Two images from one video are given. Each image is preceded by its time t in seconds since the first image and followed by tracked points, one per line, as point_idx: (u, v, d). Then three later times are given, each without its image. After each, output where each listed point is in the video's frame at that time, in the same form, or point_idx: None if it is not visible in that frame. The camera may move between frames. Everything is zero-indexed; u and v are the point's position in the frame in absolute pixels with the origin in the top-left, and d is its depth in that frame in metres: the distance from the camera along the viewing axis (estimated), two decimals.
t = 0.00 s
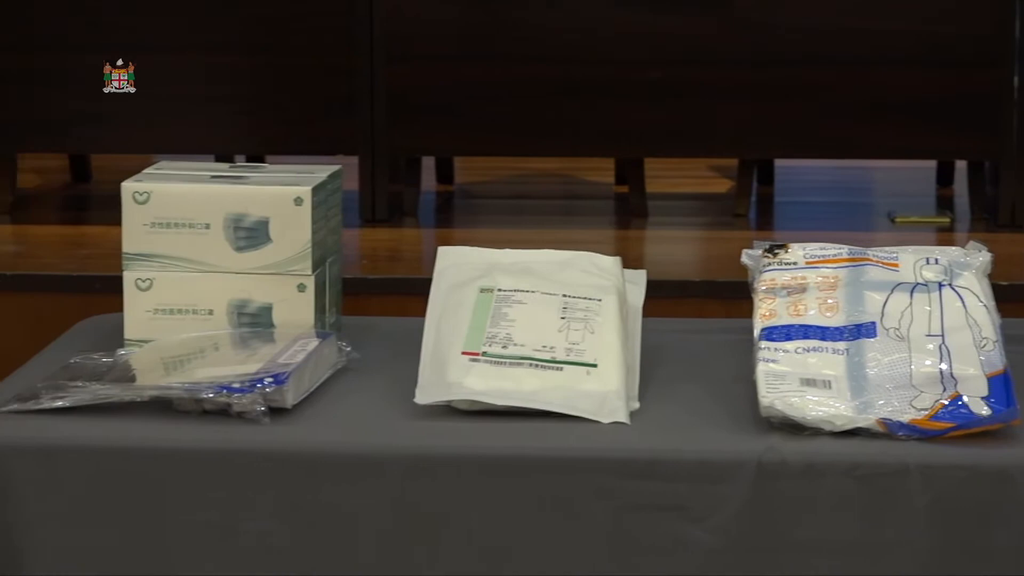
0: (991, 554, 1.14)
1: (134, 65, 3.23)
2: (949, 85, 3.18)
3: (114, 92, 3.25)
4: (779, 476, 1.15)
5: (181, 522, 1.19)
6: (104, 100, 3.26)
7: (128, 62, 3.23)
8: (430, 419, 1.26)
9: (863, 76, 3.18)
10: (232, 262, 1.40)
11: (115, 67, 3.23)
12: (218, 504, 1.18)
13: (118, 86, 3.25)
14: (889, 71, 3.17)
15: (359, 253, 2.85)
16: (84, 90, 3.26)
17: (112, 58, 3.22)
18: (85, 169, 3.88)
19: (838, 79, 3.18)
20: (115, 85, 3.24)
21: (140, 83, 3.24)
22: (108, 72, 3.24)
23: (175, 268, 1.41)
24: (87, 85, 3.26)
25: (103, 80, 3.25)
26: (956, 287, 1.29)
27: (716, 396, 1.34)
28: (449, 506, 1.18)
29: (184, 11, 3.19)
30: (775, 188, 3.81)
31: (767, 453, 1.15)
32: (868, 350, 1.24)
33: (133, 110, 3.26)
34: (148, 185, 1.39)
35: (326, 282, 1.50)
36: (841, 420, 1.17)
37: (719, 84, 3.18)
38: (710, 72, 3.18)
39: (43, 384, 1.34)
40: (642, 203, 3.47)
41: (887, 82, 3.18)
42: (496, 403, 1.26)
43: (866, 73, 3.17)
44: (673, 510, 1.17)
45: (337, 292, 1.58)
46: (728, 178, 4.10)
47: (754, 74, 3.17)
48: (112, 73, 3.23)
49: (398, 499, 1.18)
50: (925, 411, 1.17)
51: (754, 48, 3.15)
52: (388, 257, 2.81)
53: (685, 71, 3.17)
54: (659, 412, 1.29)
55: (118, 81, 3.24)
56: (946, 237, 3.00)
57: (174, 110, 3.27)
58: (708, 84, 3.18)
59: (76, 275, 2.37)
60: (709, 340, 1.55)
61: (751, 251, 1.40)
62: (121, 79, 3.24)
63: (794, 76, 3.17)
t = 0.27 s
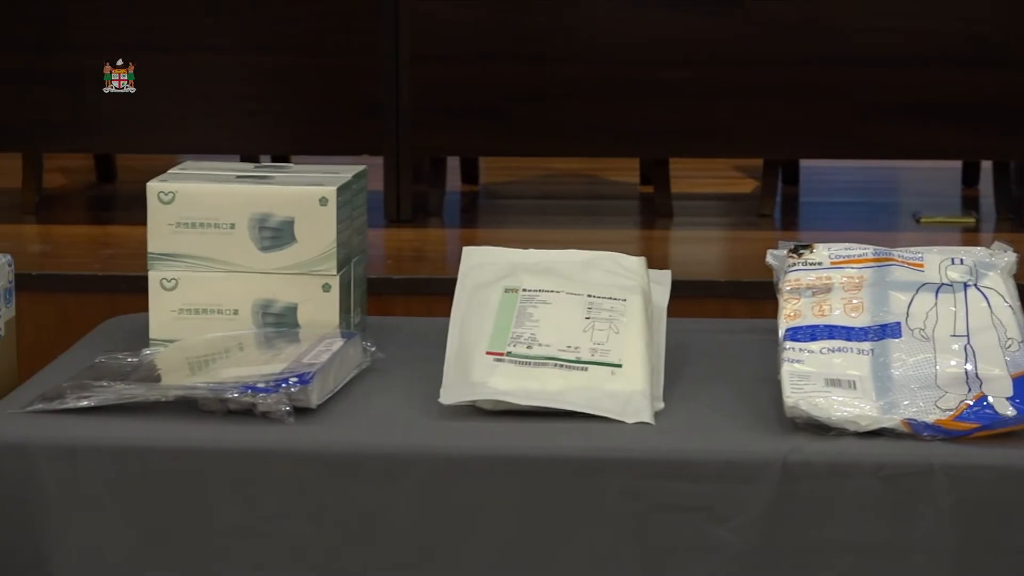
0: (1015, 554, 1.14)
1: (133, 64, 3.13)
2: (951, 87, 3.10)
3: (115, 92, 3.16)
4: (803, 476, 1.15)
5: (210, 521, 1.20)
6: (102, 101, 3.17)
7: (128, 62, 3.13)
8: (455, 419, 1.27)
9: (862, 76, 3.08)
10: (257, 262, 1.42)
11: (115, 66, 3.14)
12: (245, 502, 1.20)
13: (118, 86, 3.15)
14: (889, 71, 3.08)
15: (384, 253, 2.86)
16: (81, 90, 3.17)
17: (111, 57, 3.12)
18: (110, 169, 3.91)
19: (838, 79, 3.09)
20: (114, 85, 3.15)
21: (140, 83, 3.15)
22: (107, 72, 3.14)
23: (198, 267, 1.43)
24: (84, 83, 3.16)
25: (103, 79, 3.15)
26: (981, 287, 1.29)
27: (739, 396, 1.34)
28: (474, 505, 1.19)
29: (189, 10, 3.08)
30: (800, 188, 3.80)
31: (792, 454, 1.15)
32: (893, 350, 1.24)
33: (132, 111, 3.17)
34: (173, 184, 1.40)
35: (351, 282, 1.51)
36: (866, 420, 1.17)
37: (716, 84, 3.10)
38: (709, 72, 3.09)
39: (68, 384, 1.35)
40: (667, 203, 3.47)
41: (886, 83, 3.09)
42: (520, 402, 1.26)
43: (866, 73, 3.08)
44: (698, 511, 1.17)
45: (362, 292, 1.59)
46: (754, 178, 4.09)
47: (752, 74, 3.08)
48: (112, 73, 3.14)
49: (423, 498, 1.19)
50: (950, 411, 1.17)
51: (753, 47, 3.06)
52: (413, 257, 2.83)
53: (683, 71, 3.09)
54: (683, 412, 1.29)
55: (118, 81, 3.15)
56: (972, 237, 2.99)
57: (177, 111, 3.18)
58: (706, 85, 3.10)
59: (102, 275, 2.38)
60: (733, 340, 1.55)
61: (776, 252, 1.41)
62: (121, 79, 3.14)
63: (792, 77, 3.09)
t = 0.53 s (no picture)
0: None
1: (133, 65, 3.12)
2: (953, 87, 3.09)
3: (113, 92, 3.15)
4: (820, 477, 1.15)
5: (227, 521, 1.21)
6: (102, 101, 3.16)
7: (128, 62, 3.12)
8: (472, 419, 1.27)
9: (862, 76, 3.08)
10: (275, 262, 1.43)
11: (115, 67, 3.13)
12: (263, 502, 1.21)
13: (118, 86, 3.14)
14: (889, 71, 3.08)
15: (401, 254, 2.88)
16: (82, 92, 3.16)
17: (111, 58, 3.11)
18: (127, 169, 3.95)
19: (838, 79, 3.08)
20: (114, 85, 3.14)
21: (140, 83, 3.14)
22: (107, 72, 3.13)
23: (214, 269, 1.44)
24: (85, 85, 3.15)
25: (102, 80, 3.14)
26: (998, 287, 1.29)
27: (755, 397, 1.34)
28: (490, 506, 1.19)
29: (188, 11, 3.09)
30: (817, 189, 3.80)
31: (809, 454, 1.16)
32: (910, 351, 1.24)
33: (133, 111, 3.16)
34: (190, 185, 1.41)
35: (367, 283, 1.52)
36: (883, 421, 1.18)
37: (716, 84, 3.09)
38: (709, 72, 3.08)
39: (85, 384, 1.37)
40: (683, 204, 3.46)
41: (886, 83, 3.08)
42: (537, 403, 1.27)
43: (865, 73, 3.07)
44: (714, 512, 1.18)
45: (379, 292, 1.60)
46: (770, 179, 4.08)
47: (752, 74, 3.08)
48: (112, 73, 3.13)
49: (440, 498, 1.20)
50: (966, 412, 1.17)
51: (753, 47, 3.06)
52: (428, 257, 2.84)
53: (685, 72, 3.08)
54: (699, 413, 1.30)
55: (118, 81, 3.14)
56: (989, 237, 2.98)
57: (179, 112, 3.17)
58: (707, 85, 3.09)
59: (119, 275, 2.40)
60: (749, 340, 1.55)
61: (793, 252, 1.41)
62: (121, 79, 3.13)
63: (793, 77, 3.08)
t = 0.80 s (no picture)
0: None
1: (133, 64, 3.12)
2: (954, 87, 3.08)
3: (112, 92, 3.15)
4: (824, 478, 1.15)
5: (230, 522, 1.21)
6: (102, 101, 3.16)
7: (128, 62, 3.13)
8: (475, 421, 1.27)
9: (862, 76, 3.07)
10: (279, 264, 1.43)
11: (115, 67, 3.13)
12: (267, 502, 1.21)
13: (118, 86, 3.15)
14: (889, 71, 3.07)
15: (404, 255, 2.88)
16: (82, 92, 3.16)
17: (111, 58, 3.12)
18: (132, 171, 3.96)
19: (838, 79, 3.08)
20: (114, 85, 3.15)
21: (140, 82, 3.14)
22: (107, 72, 3.14)
23: (219, 270, 1.44)
24: (85, 85, 3.16)
25: (102, 80, 3.15)
26: (1002, 289, 1.29)
27: (758, 399, 1.34)
28: (493, 507, 1.19)
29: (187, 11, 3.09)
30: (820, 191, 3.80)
31: (813, 456, 1.16)
32: (914, 352, 1.24)
33: (132, 111, 3.16)
34: (194, 187, 1.42)
35: (371, 284, 1.52)
36: (887, 422, 1.17)
37: (716, 84, 3.09)
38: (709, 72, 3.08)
39: (89, 386, 1.37)
40: (687, 205, 3.46)
41: (886, 83, 3.08)
42: (542, 404, 1.27)
43: (865, 73, 3.07)
44: (718, 513, 1.17)
45: (383, 294, 1.60)
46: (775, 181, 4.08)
47: (752, 73, 3.08)
48: (111, 73, 3.14)
49: (443, 498, 1.20)
50: (970, 414, 1.17)
51: (753, 47, 3.05)
52: (432, 258, 2.85)
53: (685, 72, 3.08)
54: (703, 415, 1.30)
55: (118, 81, 3.14)
56: (993, 239, 2.98)
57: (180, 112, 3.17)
58: (707, 85, 3.09)
59: (124, 277, 2.40)
60: (753, 342, 1.55)
61: (797, 254, 1.41)
62: (121, 79, 3.14)
63: (793, 77, 3.08)
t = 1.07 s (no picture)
0: None
1: (133, 64, 3.12)
2: (953, 88, 3.08)
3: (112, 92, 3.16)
4: (823, 479, 1.15)
5: (230, 522, 1.21)
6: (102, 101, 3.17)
7: (127, 62, 3.13)
8: (474, 422, 1.27)
9: (861, 77, 3.08)
10: (279, 265, 1.43)
11: (115, 67, 3.13)
12: (268, 502, 1.21)
13: (118, 86, 3.15)
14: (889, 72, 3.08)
15: (404, 256, 2.88)
16: (82, 92, 3.16)
17: (111, 58, 3.12)
18: (131, 172, 3.96)
19: (837, 80, 3.08)
20: (114, 85, 3.15)
21: (140, 82, 3.14)
22: (107, 72, 3.14)
23: (219, 272, 1.44)
24: (84, 85, 3.16)
25: (102, 80, 3.15)
26: (1002, 290, 1.29)
27: (757, 400, 1.34)
28: (493, 507, 1.19)
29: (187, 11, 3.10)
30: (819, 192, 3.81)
31: (812, 457, 1.16)
32: (913, 353, 1.24)
33: (132, 111, 3.17)
34: (194, 188, 1.42)
35: (370, 286, 1.52)
36: (886, 424, 1.18)
37: (716, 85, 3.09)
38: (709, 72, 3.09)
39: (89, 388, 1.37)
40: (686, 207, 3.46)
41: (886, 83, 3.08)
42: (541, 405, 1.27)
43: (865, 74, 3.07)
44: (718, 514, 1.17)
45: (382, 295, 1.60)
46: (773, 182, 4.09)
47: (752, 74, 3.08)
48: (111, 73, 3.14)
49: (442, 498, 1.20)
50: (970, 415, 1.17)
51: (753, 48, 3.06)
52: (431, 259, 2.85)
53: (685, 72, 3.08)
54: (702, 416, 1.30)
55: (118, 81, 3.14)
56: (992, 240, 2.98)
57: (179, 112, 3.18)
58: (707, 86, 3.09)
59: (123, 278, 2.40)
60: (752, 343, 1.55)
61: (796, 255, 1.41)
62: (121, 79, 3.14)
63: (792, 78, 3.08)
